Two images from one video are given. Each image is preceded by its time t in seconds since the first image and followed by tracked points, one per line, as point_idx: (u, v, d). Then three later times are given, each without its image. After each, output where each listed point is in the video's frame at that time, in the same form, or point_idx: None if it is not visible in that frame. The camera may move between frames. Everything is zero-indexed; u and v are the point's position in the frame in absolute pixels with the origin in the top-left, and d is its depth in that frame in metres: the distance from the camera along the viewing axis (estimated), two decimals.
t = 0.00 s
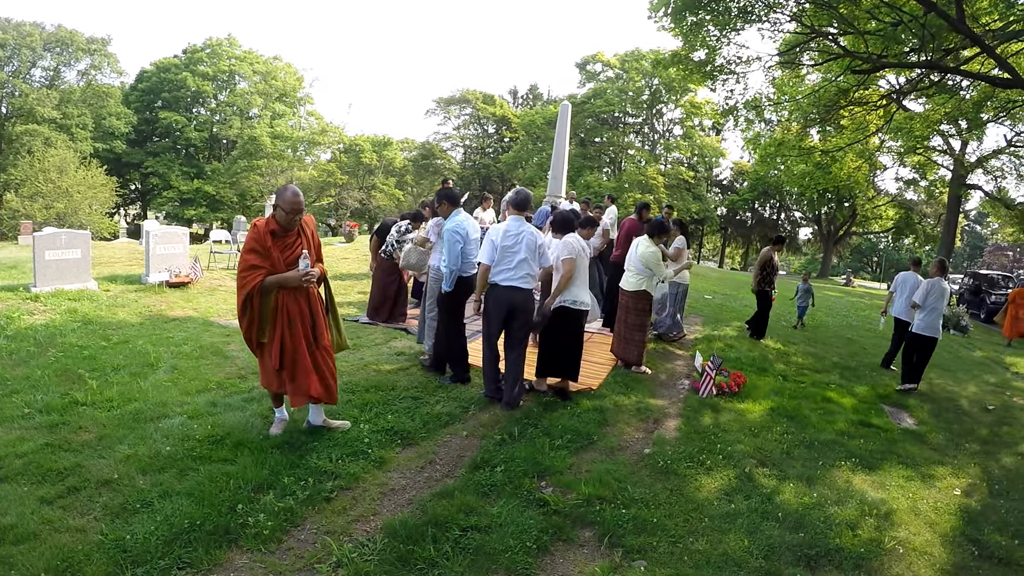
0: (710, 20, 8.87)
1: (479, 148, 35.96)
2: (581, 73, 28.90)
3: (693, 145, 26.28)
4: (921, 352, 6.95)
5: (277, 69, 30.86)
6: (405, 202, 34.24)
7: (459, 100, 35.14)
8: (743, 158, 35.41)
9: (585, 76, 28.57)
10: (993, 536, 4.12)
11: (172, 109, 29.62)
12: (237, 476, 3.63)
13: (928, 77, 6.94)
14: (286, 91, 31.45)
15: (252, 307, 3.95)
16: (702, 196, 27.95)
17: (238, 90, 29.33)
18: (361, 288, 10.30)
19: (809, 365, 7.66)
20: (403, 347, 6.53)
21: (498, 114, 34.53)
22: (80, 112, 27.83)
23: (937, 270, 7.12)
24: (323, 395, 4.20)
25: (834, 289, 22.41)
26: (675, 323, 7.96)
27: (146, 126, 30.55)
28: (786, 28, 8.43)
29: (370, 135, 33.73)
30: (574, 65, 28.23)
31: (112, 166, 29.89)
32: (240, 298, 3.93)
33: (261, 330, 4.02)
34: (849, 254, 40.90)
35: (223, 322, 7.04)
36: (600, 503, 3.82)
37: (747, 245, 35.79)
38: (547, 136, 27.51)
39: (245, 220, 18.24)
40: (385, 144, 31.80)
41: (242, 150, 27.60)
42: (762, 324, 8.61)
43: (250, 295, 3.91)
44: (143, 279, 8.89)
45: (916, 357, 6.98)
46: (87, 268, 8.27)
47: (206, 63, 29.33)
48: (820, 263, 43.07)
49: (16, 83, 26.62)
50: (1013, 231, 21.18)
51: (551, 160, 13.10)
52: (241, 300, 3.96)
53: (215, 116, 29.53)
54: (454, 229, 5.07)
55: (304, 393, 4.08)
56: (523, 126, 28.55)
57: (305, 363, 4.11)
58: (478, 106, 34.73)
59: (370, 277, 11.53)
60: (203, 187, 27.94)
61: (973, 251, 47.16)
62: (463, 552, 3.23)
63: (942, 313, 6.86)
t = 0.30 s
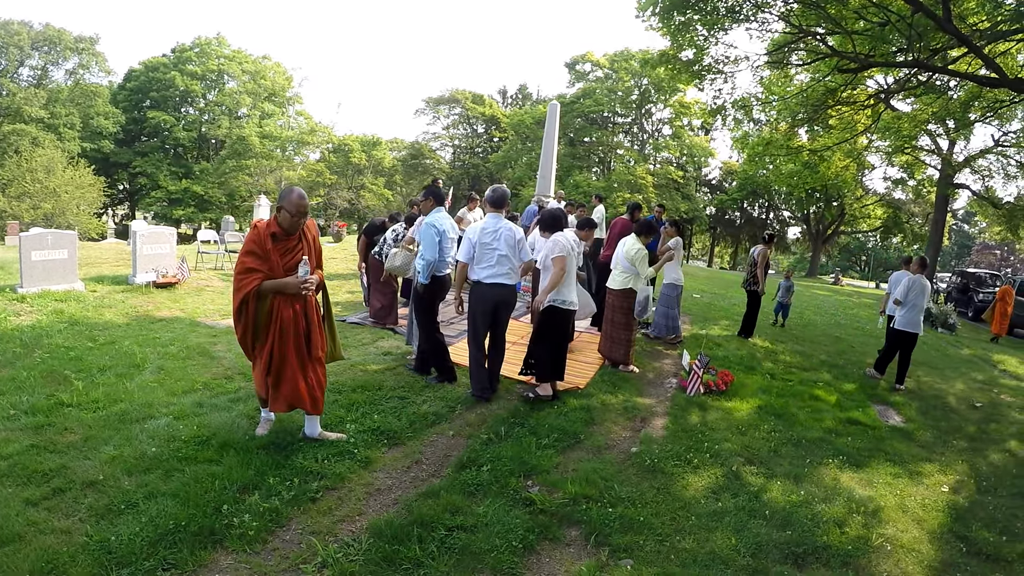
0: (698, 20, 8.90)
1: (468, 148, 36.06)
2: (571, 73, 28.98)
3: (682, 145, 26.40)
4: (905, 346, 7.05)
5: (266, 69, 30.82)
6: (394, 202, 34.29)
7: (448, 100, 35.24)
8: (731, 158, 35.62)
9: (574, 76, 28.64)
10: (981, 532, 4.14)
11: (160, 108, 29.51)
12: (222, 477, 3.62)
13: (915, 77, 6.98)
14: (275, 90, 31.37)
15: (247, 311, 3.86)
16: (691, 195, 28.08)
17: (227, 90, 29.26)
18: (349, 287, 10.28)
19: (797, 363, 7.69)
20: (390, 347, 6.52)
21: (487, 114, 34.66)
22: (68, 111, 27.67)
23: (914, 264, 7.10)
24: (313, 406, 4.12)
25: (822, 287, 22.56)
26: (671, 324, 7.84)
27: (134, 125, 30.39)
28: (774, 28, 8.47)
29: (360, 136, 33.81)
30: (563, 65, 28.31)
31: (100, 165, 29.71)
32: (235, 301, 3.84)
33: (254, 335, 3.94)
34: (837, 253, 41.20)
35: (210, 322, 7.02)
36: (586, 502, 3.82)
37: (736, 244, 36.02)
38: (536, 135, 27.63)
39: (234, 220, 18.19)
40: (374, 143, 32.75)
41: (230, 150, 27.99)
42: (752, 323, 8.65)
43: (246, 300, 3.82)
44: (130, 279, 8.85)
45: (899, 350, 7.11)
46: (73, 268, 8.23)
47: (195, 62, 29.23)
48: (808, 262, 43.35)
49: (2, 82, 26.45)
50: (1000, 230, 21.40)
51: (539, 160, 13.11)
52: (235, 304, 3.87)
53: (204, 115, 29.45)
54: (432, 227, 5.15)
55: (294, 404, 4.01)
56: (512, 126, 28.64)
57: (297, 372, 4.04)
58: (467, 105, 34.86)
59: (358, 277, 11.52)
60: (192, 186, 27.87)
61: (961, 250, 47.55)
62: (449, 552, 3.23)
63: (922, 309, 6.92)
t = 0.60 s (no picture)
0: (685, 20, 8.93)
1: (456, 148, 36.24)
2: (558, 73, 29.02)
3: (669, 144, 26.56)
4: (881, 339, 7.38)
5: (253, 68, 30.75)
6: (383, 202, 34.37)
7: (436, 99, 35.51)
8: (718, 157, 35.86)
9: (562, 76, 28.72)
10: (967, 528, 4.17)
11: (147, 108, 29.38)
12: (206, 478, 3.61)
13: (901, 77, 7.02)
14: (262, 89, 31.31)
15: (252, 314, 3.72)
16: (678, 195, 28.23)
17: (214, 89, 29.15)
18: (336, 287, 10.25)
19: (783, 361, 7.73)
20: (375, 347, 6.50)
21: (475, 113, 34.90)
22: (54, 111, 27.45)
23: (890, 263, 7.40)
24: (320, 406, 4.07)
25: (809, 286, 22.71)
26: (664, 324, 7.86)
27: (121, 125, 30.18)
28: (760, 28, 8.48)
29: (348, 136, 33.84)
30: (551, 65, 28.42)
31: (86, 165, 29.49)
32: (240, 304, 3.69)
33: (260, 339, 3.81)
34: (824, 252, 41.54)
35: (195, 323, 6.99)
36: (571, 501, 3.83)
37: (723, 244, 36.22)
38: (524, 135, 27.78)
39: (221, 220, 18.14)
40: (361, 143, 32.52)
41: (217, 150, 27.81)
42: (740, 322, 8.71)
43: (253, 303, 3.69)
44: (115, 280, 8.79)
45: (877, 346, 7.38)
46: (58, 269, 8.18)
47: (181, 62, 29.10)
48: (795, 261, 43.77)
49: None
50: (985, 228, 21.61)
51: (527, 159, 13.12)
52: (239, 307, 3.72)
53: (191, 114, 29.37)
54: (408, 219, 5.23)
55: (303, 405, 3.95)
56: (500, 126, 28.79)
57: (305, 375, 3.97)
58: (455, 105, 35.14)
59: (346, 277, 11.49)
60: (178, 186, 27.80)
61: (946, 249, 48.07)
62: (433, 551, 3.23)
63: (896, 306, 7.19)
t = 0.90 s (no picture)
0: (672, 20, 8.95)
1: (444, 148, 36.37)
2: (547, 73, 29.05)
3: (656, 144, 26.73)
4: (864, 335, 7.55)
5: (241, 67, 30.75)
6: (372, 201, 34.41)
7: (424, 99, 35.74)
8: (706, 157, 36.10)
9: (550, 76, 28.79)
10: (952, 525, 4.21)
11: (135, 107, 29.26)
12: (191, 479, 3.61)
13: (887, 77, 7.06)
14: (250, 89, 31.23)
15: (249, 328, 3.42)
16: (666, 195, 28.39)
17: (202, 88, 29.07)
18: (324, 287, 10.22)
19: (769, 360, 7.78)
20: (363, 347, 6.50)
21: (463, 113, 35.10)
22: (41, 110, 27.24)
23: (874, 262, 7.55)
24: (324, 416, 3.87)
25: (796, 285, 22.88)
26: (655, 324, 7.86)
27: (108, 124, 29.99)
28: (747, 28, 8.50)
29: (337, 135, 33.91)
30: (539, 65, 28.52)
31: (73, 165, 29.28)
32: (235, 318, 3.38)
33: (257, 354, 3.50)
34: (812, 251, 41.86)
35: (181, 323, 6.96)
36: (557, 500, 3.85)
37: (711, 243, 36.49)
38: (512, 135, 27.91)
39: (208, 220, 18.07)
40: (349, 143, 33.44)
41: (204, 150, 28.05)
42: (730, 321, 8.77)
43: (248, 316, 3.39)
44: (101, 281, 8.74)
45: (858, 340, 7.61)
46: (43, 270, 8.13)
47: (169, 61, 29.01)
48: (783, 261, 44.11)
49: None
50: (970, 228, 21.82)
51: (515, 159, 13.13)
52: (234, 322, 3.40)
53: (178, 114, 29.31)
54: (381, 219, 5.20)
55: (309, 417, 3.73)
56: (488, 125, 28.91)
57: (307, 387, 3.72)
58: (443, 105, 35.35)
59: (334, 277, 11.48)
60: (165, 186, 27.73)
61: (933, 248, 48.50)
62: (418, 552, 3.24)
63: (879, 303, 7.32)
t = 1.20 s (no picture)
0: (662, 20, 8.97)
1: (434, 147, 36.46)
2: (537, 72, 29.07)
3: (646, 144, 26.85)
4: (852, 332, 7.64)
5: (230, 66, 30.76)
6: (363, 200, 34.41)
7: (414, 98, 35.84)
8: (696, 157, 36.31)
9: (540, 75, 28.83)
10: (941, 521, 4.25)
11: (124, 106, 29.12)
12: (179, 479, 3.60)
13: (877, 77, 7.10)
14: (240, 88, 31.19)
15: (236, 332, 3.30)
16: (656, 194, 28.53)
17: (191, 87, 28.97)
18: (314, 287, 10.20)
19: (758, 358, 7.82)
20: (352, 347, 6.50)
21: (453, 112, 35.25)
22: (29, 109, 27.01)
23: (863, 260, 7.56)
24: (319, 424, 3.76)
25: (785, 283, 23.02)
26: (643, 322, 7.92)
27: (97, 123, 29.78)
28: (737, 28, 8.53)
29: (327, 135, 34.01)
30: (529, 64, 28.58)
31: (61, 164, 29.07)
32: (221, 322, 3.26)
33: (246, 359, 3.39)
34: (801, 250, 42.12)
35: (170, 323, 6.94)
36: (545, 499, 3.86)
37: (701, 242, 36.72)
38: (502, 134, 28.01)
39: (197, 221, 18.02)
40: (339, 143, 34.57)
41: (194, 149, 27.85)
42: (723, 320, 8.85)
43: (236, 320, 3.27)
44: (89, 281, 8.68)
45: (846, 335, 7.70)
46: (31, 270, 8.07)
47: (158, 59, 28.91)
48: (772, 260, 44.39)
49: None
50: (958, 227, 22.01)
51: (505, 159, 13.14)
52: (221, 326, 3.28)
53: (167, 113, 29.24)
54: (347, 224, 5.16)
55: (303, 424, 3.62)
56: (478, 125, 28.98)
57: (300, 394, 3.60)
58: (433, 104, 35.47)
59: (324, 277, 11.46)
60: (154, 186, 27.67)
61: (921, 247, 48.87)
62: (407, 551, 3.24)
63: (869, 301, 7.40)
